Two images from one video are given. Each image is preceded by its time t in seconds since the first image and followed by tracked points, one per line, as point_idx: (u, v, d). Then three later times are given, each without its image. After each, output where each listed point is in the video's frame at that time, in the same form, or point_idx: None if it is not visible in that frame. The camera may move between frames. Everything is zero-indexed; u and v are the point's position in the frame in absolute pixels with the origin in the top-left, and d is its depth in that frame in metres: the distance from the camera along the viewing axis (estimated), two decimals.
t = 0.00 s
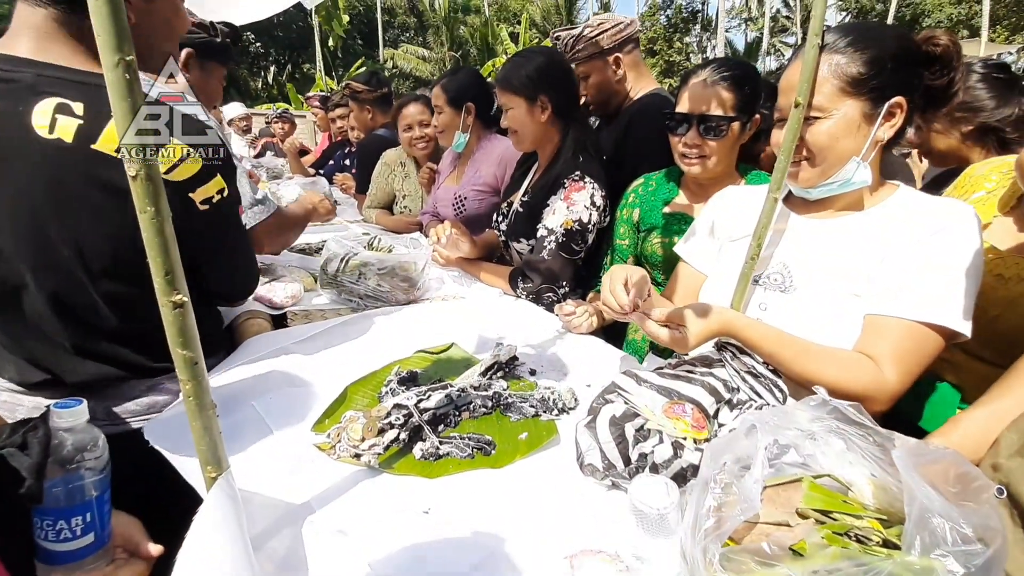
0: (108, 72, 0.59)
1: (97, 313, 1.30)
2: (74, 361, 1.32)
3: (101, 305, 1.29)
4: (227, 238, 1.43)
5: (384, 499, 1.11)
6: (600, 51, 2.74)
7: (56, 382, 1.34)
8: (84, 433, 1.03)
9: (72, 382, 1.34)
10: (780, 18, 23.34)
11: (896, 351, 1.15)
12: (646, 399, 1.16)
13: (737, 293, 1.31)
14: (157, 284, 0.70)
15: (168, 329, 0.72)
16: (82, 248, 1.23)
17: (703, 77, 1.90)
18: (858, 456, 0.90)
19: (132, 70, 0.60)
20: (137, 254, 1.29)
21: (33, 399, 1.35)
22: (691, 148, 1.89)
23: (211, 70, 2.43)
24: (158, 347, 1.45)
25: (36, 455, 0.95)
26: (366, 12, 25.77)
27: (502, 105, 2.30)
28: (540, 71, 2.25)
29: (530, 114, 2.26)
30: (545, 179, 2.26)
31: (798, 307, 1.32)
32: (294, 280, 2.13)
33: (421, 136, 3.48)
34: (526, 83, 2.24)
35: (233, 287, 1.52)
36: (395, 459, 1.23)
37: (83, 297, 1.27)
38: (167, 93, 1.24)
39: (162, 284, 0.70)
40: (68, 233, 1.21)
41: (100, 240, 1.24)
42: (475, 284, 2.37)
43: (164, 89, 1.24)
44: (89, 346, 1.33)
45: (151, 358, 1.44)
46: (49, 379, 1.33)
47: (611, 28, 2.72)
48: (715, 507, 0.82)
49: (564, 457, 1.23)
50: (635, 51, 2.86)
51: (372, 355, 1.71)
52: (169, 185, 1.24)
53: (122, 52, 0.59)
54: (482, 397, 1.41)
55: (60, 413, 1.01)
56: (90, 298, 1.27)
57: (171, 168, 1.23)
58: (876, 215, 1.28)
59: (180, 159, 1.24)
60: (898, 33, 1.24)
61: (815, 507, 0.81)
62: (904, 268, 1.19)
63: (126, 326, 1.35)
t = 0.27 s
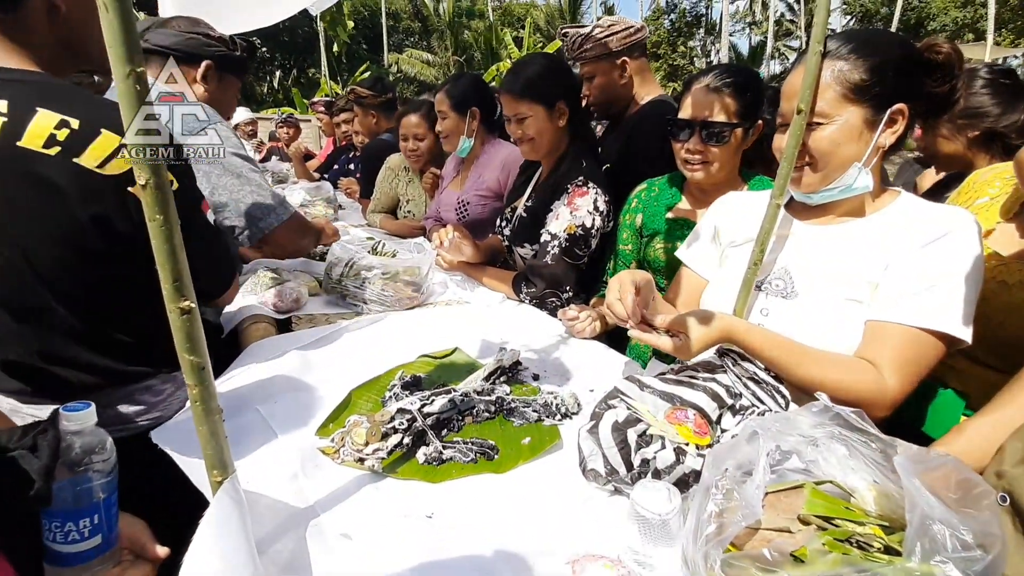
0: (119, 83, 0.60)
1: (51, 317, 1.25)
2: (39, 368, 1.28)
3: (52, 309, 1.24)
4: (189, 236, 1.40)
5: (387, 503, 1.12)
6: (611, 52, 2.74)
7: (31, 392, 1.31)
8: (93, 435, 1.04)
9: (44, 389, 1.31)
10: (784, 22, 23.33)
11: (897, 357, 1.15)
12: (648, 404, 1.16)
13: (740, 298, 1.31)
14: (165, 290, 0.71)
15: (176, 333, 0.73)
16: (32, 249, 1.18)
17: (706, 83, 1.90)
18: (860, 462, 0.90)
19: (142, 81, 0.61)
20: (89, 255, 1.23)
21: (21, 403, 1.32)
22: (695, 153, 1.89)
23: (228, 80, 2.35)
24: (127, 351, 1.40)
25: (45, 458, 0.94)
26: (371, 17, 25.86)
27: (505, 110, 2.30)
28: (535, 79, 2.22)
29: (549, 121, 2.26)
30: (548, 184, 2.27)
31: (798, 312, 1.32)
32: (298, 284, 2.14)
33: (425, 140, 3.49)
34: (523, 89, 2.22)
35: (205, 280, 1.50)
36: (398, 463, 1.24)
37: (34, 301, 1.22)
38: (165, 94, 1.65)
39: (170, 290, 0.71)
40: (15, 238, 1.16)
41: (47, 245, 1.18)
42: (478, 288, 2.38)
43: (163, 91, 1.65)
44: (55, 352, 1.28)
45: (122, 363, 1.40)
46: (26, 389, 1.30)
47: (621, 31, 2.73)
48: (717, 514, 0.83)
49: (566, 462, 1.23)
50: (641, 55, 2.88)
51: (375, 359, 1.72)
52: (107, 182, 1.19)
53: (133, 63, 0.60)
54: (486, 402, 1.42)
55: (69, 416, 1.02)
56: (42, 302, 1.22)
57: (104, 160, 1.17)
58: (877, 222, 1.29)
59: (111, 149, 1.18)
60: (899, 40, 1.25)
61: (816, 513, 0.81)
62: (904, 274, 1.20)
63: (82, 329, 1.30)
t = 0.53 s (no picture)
0: (123, 86, 0.60)
1: (48, 320, 1.25)
2: (37, 371, 1.27)
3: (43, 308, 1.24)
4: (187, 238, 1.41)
5: (389, 507, 1.12)
6: (614, 54, 2.74)
7: (30, 393, 1.29)
8: (97, 438, 1.03)
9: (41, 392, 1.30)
10: (785, 27, 23.38)
11: (900, 362, 1.14)
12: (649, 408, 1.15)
13: (742, 302, 1.31)
14: (167, 293, 0.71)
15: (178, 337, 0.73)
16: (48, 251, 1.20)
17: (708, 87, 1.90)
18: (864, 467, 0.89)
19: (145, 85, 0.61)
20: (81, 258, 1.23)
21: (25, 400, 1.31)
22: (697, 157, 1.89)
23: (238, 88, 2.40)
24: (122, 352, 1.39)
25: (48, 460, 0.95)
26: (373, 21, 25.95)
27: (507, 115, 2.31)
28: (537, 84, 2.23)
29: (555, 130, 2.26)
30: (550, 188, 2.27)
31: (801, 316, 1.32)
32: (301, 288, 2.14)
33: (428, 144, 3.50)
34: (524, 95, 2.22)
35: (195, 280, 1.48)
36: (400, 467, 1.23)
37: (29, 303, 1.22)
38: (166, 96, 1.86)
39: (173, 293, 0.71)
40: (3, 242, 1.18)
41: (34, 249, 1.20)
42: (480, 292, 2.38)
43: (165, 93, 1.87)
44: (53, 354, 1.28)
45: (119, 364, 1.39)
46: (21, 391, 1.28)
47: (625, 33, 2.73)
48: (720, 518, 0.83)
49: (568, 466, 1.23)
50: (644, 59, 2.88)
51: (377, 363, 1.72)
52: (96, 186, 1.20)
53: (137, 69, 0.60)
54: (488, 406, 1.42)
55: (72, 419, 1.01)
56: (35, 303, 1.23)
57: (94, 164, 1.19)
58: (879, 225, 1.28)
59: (100, 154, 1.19)
60: (903, 45, 1.25)
61: (820, 518, 0.80)
62: (908, 278, 1.19)
63: (73, 328, 1.29)
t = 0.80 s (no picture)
0: (131, 90, 0.60)
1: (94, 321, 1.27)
2: (77, 365, 1.29)
3: (97, 307, 1.25)
4: (223, 239, 1.43)
5: (394, 512, 1.11)
6: (618, 58, 2.75)
7: (67, 389, 1.31)
8: (104, 442, 1.03)
9: (83, 386, 1.32)
10: (788, 31, 23.39)
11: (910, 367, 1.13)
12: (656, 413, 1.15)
13: (749, 306, 1.30)
14: (173, 297, 0.71)
15: (184, 340, 0.73)
16: (77, 256, 1.19)
17: (715, 89, 1.90)
18: (875, 473, 0.88)
19: (153, 88, 0.61)
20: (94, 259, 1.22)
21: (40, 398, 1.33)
22: (703, 160, 1.88)
23: (246, 94, 2.43)
24: (158, 345, 1.41)
25: (56, 464, 0.98)
26: (377, 25, 26.03)
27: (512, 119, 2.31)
28: (543, 87, 2.23)
29: (560, 133, 2.25)
30: (554, 191, 2.27)
31: (808, 321, 1.31)
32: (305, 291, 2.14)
33: (432, 148, 3.50)
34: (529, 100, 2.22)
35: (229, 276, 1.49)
36: (405, 471, 1.23)
37: (79, 302, 1.23)
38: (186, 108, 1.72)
39: (179, 296, 0.70)
40: (56, 241, 1.16)
41: (88, 250, 1.19)
42: (484, 295, 2.37)
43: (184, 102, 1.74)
44: (94, 349, 1.30)
45: (156, 357, 1.41)
46: (61, 386, 1.31)
47: (629, 37, 2.73)
48: (731, 526, 0.83)
49: (574, 470, 1.22)
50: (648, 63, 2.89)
51: (381, 366, 1.71)
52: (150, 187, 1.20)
53: (146, 72, 0.60)
54: (493, 410, 1.41)
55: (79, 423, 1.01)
56: (85, 302, 1.23)
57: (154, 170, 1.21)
58: (888, 229, 1.27)
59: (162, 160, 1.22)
60: (917, 48, 1.24)
61: (831, 525, 0.79)
62: (917, 282, 1.18)
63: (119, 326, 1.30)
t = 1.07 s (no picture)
0: (136, 80, 0.58)
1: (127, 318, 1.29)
2: (104, 357, 1.30)
3: (133, 305, 1.28)
4: (255, 245, 1.46)
5: (401, 514, 1.09)
6: (623, 57, 2.74)
7: (86, 380, 1.31)
8: (112, 443, 1.02)
9: (103, 379, 1.32)
10: (793, 33, 23.34)
11: (928, 369, 1.11)
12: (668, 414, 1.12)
13: (762, 305, 1.27)
14: (178, 293, 0.69)
15: (190, 338, 0.71)
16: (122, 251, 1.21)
17: (725, 87, 1.88)
18: (896, 478, 0.86)
19: (159, 78, 0.59)
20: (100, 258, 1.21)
21: (55, 396, 1.32)
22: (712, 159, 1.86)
23: (250, 94, 2.41)
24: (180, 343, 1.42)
25: (64, 465, 0.92)
26: (381, 27, 26.07)
27: (517, 117, 2.29)
28: (550, 85, 2.21)
29: (564, 132, 2.24)
30: (561, 190, 2.25)
31: (822, 322, 1.28)
32: (310, 291, 2.13)
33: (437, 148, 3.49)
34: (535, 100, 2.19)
35: (258, 279, 1.51)
36: (413, 473, 1.21)
37: (117, 298, 1.25)
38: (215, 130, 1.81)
39: (184, 292, 0.69)
40: (106, 235, 1.19)
41: (136, 247, 1.22)
42: (490, 295, 2.35)
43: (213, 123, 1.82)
44: (124, 344, 1.31)
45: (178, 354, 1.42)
46: (80, 377, 1.30)
47: (634, 37, 2.73)
48: (751, 531, 0.80)
49: (584, 472, 1.20)
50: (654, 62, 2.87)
51: (387, 366, 1.69)
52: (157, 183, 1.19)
53: (150, 62, 0.58)
54: (500, 411, 1.39)
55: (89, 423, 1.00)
56: (122, 298, 1.26)
57: (204, 176, 1.28)
58: (904, 228, 1.25)
59: (213, 168, 1.29)
60: (935, 43, 1.22)
61: (853, 530, 0.79)
62: (935, 283, 1.16)
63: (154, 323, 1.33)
